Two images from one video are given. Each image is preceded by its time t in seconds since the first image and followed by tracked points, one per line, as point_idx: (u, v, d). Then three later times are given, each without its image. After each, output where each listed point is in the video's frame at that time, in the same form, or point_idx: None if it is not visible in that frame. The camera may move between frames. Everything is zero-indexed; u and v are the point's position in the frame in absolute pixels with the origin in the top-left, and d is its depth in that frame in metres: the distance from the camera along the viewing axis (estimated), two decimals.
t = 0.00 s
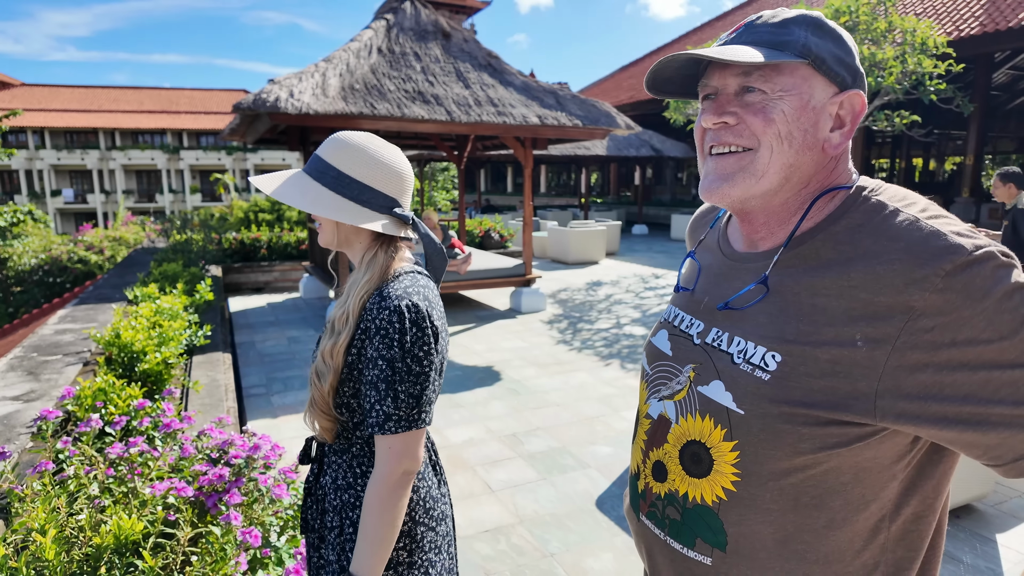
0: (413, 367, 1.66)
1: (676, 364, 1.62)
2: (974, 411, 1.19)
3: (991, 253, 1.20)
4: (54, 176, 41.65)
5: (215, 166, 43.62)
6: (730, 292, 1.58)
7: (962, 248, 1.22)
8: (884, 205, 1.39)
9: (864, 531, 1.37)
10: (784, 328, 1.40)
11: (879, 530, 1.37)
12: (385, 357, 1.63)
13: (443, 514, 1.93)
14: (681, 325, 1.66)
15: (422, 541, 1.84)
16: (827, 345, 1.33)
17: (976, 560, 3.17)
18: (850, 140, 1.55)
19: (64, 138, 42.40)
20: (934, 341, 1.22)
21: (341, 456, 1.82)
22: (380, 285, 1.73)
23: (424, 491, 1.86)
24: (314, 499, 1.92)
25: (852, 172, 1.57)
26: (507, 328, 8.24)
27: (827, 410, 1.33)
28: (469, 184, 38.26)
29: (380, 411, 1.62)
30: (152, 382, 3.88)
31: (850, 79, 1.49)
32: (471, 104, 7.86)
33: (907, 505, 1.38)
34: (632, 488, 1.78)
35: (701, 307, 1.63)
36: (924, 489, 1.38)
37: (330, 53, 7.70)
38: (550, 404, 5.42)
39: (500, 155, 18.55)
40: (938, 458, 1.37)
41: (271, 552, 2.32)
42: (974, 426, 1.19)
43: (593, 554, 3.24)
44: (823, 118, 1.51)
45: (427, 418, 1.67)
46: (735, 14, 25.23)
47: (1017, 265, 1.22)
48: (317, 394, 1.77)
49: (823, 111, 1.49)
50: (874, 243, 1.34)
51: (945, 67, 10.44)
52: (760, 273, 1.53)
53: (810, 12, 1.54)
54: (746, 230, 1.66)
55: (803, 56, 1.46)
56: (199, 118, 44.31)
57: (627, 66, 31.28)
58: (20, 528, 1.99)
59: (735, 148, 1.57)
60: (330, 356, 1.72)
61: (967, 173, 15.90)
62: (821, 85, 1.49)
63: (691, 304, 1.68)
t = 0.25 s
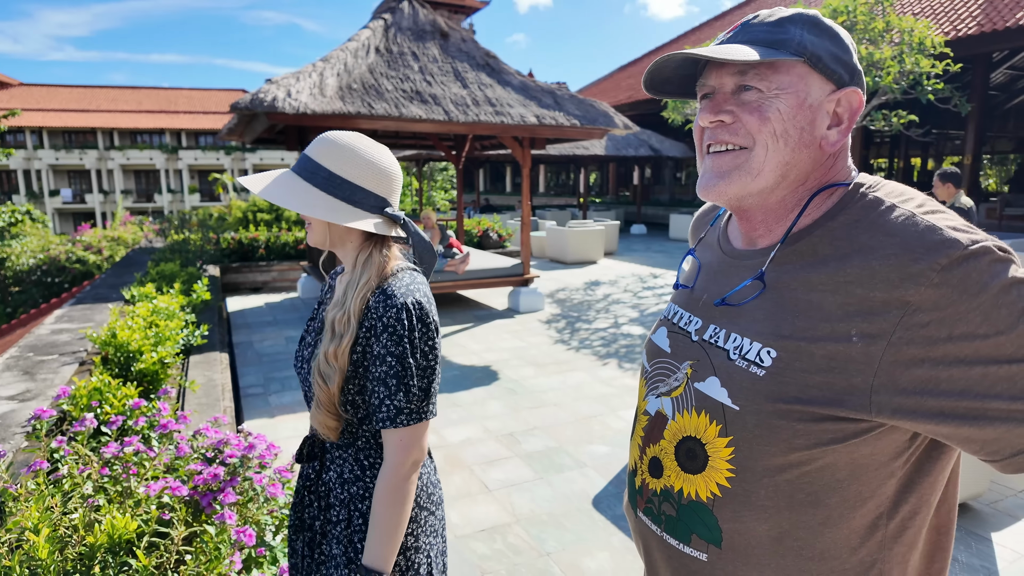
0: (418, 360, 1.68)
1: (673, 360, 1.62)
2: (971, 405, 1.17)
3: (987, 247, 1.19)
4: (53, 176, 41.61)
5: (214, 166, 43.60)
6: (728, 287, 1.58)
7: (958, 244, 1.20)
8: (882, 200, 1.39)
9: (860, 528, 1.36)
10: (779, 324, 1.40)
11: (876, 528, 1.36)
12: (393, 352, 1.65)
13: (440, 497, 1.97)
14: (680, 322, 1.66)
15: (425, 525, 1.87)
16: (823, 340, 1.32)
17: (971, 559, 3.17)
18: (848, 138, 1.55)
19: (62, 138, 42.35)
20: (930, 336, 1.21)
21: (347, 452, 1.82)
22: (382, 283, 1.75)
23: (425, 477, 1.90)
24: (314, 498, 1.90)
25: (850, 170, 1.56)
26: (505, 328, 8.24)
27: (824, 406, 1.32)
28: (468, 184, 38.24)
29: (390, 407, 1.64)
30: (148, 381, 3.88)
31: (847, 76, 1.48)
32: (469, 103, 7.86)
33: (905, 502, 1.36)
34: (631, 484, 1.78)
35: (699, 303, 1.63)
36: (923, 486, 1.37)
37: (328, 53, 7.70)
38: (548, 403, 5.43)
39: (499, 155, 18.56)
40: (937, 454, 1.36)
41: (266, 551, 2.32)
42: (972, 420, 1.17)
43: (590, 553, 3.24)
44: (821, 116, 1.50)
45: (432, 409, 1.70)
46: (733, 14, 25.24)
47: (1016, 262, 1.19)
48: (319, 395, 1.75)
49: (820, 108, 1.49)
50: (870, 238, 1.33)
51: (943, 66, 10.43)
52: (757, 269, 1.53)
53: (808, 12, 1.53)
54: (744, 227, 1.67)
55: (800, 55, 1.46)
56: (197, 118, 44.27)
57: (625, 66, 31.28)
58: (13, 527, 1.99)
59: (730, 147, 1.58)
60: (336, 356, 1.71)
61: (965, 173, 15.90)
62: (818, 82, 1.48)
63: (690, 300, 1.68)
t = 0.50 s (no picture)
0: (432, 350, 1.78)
1: (668, 360, 1.63)
2: (957, 404, 1.18)
3: (975, 246, 1.19)
4: (50, 176, 41.54)
5: (212, 166, 43.56)
6: (725, 286, 1.57)
7: (946, 244, 1.21)
8: (872, 200, 1.40)
9: (853, 527, 1.36)
10: (770, 323, 1.40)
11: (869, 526, 1.36)
12: (410, 343, 1.72)
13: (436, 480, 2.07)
14: (674, 323, 1.67)
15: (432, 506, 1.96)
16: (813, 339, 1.32)
17: (965, 557, 3.18)
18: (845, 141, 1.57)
19: (59, 137, 42.27)
20: (917, 335, 1.21)
21: (360, 447, 1.83)
22: (390, 278, 1.80)
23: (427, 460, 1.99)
24: (322, 500, 1.87)
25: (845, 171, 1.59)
26: (503, 328, 8.24)
27: (814, 404, 1.33)
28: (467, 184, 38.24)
29: (412, 394, 1.71)
30: (144, 381, 3.88)
31: (841, 80, 1.52)
32: (466, 103, 7.87)
33: (898, 500, 1.36)
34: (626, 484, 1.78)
35: (692, 304, 1.64)
36: (915, 485, 1.37)
37: (325, 53, 7.69)
38: (545, 403, 5.43)
39: (497, 155, 18.56)
40: (929, 452, 1.37)
41: (260, 551, 2.32)
42: (957, 420, 1.18)
43: (585, 553, 3.25)
44: (826, 118, 1.51)
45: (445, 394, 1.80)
46: (731, 14, 25.25)
47: (1003, 262, 1.20)
48: (334, 393, 1.75)
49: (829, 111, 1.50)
50: (860, 238, 1.34)
51: (939, 66, 10.43)
52: (755, 268, 1.52)
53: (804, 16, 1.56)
54: (741, 227, 1.66)
55: (814, 57, 1.46)
56: (195, 117, 44.22)
57: (623, 66, 31.29)
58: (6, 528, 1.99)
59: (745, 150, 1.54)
60: (352, 353, 1.73)
61: (962, 172, 15.93)
62: (823, 87, 1.50)
63: (683, 301, 1.69)
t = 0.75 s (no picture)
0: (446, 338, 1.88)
1: (661, 359, 1.64)
2: (949, 395, 1.19)
3: (961, 242, 1.21)
4: (48, 176, 41.44)
5: (209, 166, 43.52)
6: (729, 287, 1.55)
7: (934, 239, 1.23)
8: (859, 199, 1.41)
9: (847, 519, 1.37)
10: (764, 321, 1.41)
11: (862, 519, 1.37)
12: (429, 333, 1.82)
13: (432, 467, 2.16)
14: (667, 323, 1.68)
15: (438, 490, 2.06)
16: (807, 335, 1.34)
17: (958, 556, 3.19)
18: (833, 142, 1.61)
19: (56, 137, 42.17)
20: (906, 330, 1.23)
21: (380, 440, 1.88)
22: (400, 274, 1.87)
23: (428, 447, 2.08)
24: (340, 499, 1.88)
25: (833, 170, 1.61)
26: (500, 328, 8.24)
27: (809, 399, 1.34)
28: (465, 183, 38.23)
29: (433, 381, 1.81)
30: (140, 381, 3.88)
31: (831, 84, 1.55)
32: (463, 103, 7.88)
33: (889, 493, 1.37)
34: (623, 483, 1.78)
35: (687, 304, 1.64)
36: (907, 478, 1.38)
37: (322, 53, 7.69)
38: (542, 403, 5.44)
39: (495, 154, 18.57)
40: (921, 446, 1.38)
41: (255, 550, 2.33)
42: (950, 411, 1.19)
43: (581, 551, 3.26)
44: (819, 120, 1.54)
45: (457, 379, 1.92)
46: (728, 14, 25.27)
47: (989, 256, 1.22)
48: (357, 390, 1.78)
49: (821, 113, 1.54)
50: (849, 235, 1.36)
51: (935, 66, 10.45)
52: (755, 267, 1.51)
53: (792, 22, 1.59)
54: (734, 227, 1.66)
55: (813, 61, 1.49)
56: (193, 117, 44.15)
57: (621, 66, 31.31)
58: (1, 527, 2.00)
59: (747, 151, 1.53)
60: (374, 348, 1.78)
61: (959, 172, 15.96)
62: (816, 90, 1.53)
63: (676, 301, 1.69)
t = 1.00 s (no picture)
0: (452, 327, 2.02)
1: (653, 356, 1.65)
2: (938, 385, 1.19)
3: (943, 236, 1.23)
4: (46, 176, 41.38)
5: (208, 166, 43.50)
6: (718, 285, 1.57)
7: (916, 235, 1.25)
8: (844, 197, 1.43)
9: (836, 510, 1.38)
10: (756, 317, 1.43)
11: (851, 510, 1.38)
12: (441, 321, 1.94)
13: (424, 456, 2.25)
14: (658, 320, 1.70)
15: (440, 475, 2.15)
16: (797, 331, 1.36)
17: (951, 553, 3.21)
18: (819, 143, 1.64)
19: (54, 137, 42.11)
20: (893, 323, 1.24)
21: (397, 429, 1.94)
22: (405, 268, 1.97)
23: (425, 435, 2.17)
24: (360, 493, 1.90)
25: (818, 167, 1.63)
26: (498, 327, 8.26)
27: (799, 393, 1.35)
28: (464, 184, 38.25)
29: (447, 367, 1.93)
30: (137, 380, 3.89)
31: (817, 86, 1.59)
32: (461, 103, 7.90)
33: (877, 485, 1.38)
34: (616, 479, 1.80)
35: (678, 303, 1.66)
36: (894, 470, 1.39)
37: (319, 53, 7.69)
38: (539, 402, 5.46)
39: (494, 154, 18.59)
40: (908, 438, 1.39)
41: (252, 547, 2.35)
42: (937, 401, 1.19)
43: (576, 549, 3.28)
44: (804, 120, 1.57)
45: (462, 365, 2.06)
46: (726, 14, 25.29)
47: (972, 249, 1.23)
48: (381, 383, 1.84)
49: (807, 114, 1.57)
50: (836, 232, 1.38)
51: (932, 67, 10.47)
52: (745, 264, 1.53)
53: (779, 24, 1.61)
54: (723, 226, 1.67)
55: (800, 62, 1.52)
56: (191, 117, 44.12)
57: (619, 66, 31.32)
58: None
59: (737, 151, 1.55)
60: (394, 342, 1.86)
61: (956, 172, 15.99)
62: (802, 92, 1.56)
63: (668, 299, 1.71)
